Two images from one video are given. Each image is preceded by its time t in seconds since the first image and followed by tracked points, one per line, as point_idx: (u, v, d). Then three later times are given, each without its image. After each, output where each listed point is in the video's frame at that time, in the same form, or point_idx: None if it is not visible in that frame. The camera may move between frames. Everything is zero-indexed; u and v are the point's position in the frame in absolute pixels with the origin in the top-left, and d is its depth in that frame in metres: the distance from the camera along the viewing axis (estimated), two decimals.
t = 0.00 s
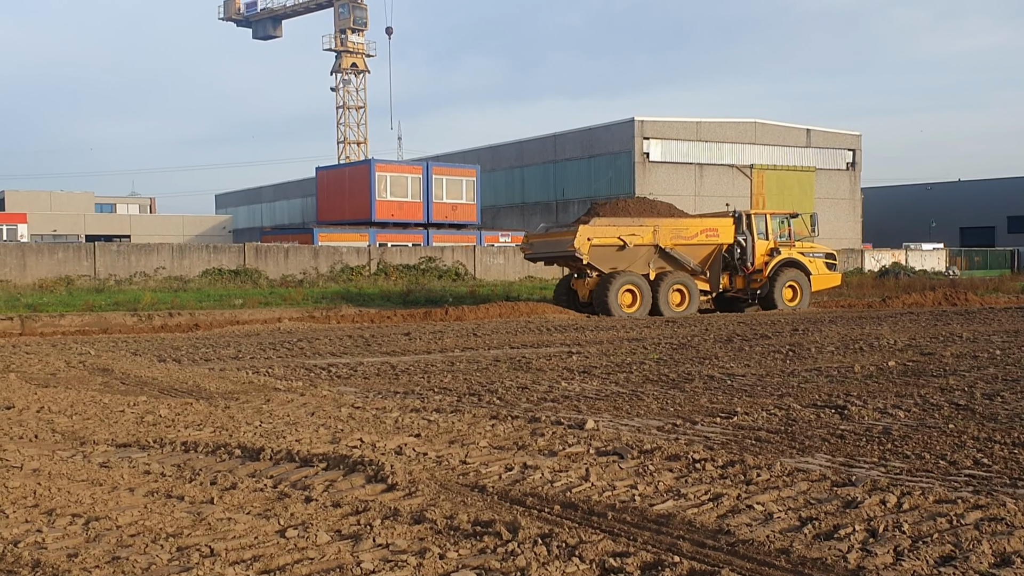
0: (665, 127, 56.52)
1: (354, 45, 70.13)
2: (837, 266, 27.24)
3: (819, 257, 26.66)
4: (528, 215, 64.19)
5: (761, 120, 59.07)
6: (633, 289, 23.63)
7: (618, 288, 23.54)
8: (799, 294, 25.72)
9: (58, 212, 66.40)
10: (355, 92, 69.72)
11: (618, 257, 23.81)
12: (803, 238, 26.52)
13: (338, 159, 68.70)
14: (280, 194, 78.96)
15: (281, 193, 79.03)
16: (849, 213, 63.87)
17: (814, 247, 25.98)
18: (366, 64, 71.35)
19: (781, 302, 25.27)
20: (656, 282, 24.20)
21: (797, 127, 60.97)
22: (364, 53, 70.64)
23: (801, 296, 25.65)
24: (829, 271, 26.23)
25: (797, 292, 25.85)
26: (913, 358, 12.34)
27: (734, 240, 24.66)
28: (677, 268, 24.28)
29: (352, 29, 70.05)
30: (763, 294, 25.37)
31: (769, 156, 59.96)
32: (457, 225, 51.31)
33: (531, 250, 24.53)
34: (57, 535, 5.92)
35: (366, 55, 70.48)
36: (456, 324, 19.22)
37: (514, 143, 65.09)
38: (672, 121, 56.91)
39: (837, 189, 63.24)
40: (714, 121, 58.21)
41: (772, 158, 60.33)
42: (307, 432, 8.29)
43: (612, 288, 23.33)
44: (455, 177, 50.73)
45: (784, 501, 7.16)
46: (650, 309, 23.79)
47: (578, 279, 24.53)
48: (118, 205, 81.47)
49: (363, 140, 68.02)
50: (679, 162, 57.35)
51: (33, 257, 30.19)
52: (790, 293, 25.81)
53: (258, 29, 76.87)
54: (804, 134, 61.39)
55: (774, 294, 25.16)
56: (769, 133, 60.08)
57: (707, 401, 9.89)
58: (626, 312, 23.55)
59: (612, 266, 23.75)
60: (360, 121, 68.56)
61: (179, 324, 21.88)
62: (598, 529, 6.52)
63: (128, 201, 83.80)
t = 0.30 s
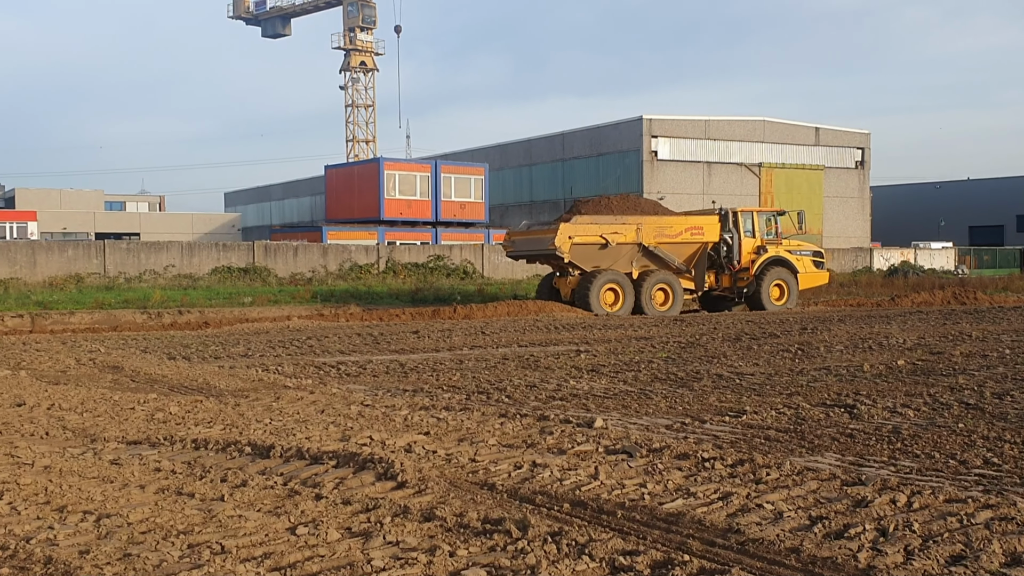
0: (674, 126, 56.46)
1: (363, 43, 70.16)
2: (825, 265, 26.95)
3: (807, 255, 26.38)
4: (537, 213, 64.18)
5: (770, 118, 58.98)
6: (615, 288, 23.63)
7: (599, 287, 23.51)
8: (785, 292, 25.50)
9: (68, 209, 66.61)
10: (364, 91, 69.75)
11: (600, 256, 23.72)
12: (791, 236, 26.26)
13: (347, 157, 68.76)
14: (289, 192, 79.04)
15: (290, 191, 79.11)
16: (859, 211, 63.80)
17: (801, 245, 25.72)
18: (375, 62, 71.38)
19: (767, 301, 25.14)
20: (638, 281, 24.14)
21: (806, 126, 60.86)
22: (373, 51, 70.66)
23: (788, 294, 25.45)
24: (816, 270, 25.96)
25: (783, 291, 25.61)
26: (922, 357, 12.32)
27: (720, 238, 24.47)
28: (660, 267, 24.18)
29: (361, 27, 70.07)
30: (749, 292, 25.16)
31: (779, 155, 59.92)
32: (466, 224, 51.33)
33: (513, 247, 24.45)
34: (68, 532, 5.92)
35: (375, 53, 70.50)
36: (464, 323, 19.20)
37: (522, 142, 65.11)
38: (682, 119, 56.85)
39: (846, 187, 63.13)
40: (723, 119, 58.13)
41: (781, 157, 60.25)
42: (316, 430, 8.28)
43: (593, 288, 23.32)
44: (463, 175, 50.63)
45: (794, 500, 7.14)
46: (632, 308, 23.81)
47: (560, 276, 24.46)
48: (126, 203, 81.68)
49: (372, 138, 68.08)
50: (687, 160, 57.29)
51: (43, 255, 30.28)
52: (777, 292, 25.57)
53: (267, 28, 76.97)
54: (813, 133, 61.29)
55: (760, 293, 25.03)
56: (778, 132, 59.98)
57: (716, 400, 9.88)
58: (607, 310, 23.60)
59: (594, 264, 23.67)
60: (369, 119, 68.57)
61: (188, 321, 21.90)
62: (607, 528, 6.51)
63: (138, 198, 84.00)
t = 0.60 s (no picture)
0: (684, 124, 56.38)
1: (373, 41, 70.20)
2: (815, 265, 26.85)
3: (795, 255, 26.34)
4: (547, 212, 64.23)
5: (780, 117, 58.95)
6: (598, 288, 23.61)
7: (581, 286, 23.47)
8: (774, 293, 25.42)
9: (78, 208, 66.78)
10: (374, 89, 69.77)
11: (583, 254, 23.69)
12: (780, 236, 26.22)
13: (357, 156, 68.81)
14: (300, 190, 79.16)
15: (301, 189, 79.19)
16: (868, 210, 63.72)
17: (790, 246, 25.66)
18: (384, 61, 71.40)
19: (755, 302, 24.92)
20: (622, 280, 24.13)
21: (816, 125, 60.78)
22: (383, 50, 70.70)
23: (775, 295, 25.33)
24: (805, 270, 25.89)
25: (772, 292, 25.45)
26: (933, 357, 12.29)
27: (707, 238, 24.48)
28: (645, 266, 24.19)
29: (371, 26, 70.07)
30: (737, 292, 25.10)
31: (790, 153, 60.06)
32: (475, 223, 51.38)
33: (496, 245, 24.41)
34: (82, 529, 5.93)
35: (385, 53, 70.58)
36: (475, 322, 19.18)
37: (532, 140, 65.15)
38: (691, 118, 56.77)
39: (856, 187, 63.03)
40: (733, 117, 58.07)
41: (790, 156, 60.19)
42: (327, 428, 8.28)
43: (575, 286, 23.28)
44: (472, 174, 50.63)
45: (805, 500, 7.12)
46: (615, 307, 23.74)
47: (543, 274, 24.43)
48: (137, 202, 81.82)
49: (382, 137, 68.14)
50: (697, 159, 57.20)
51: (55, 253, 30.29)
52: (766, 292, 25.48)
53: (277, 26, 77.08)
54: (822, 132, 61.23)
55: (748, 294, 24.82)
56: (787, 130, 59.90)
57: (726, 399, 9.86)
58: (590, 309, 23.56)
59: (577, 263, 23.66)
60: (379, 118, 68.62)
61: (199, 320, 21.92)
62: (619, 527, 6.49)
63: (149, 197, 84.15)
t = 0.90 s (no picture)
0: (694, 123, 56.33)
1: (384, 40, 70.25)
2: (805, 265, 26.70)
3: (785, 255, 26.16)
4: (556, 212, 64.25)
5: (790, 115, 58.93)
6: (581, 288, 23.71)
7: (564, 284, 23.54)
8: (762, 294, 25.28)
9: (88, 208, 67.07)
10: (384, 88, 69.83)
11: (566, 253, 23.53)
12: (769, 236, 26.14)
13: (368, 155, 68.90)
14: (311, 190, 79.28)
15: (312, 189, 79.28)
16: (879, 209, 63.61)
17: (778, 245, 25.57)
18: (395, 59, 71.45)
19: (742, 301, 24.85)
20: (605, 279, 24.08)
21: (826, 123, 60.69)
22: (394, 48, 70.76)
23: (763, 295, 25.19)
24: (793, 269, 25.76)
25: (760, 291, 25.30)
26: (945, 356, 12.26)
27: (694, 236, 24.47)
28: (629, 264, 24.09)
29: (382, 25, 70.06)
30: (724, 292, 25.01)
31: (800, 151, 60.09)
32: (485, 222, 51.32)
33: (478, 243, 24.30)
34: (96, 526, 5.94)
35: (395, 51, 70.69)
36: (485, 320, 19.19)
37: (542, 139, 65.17)
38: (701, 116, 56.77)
39: (867, 184, 62.88)
40: (744, 116, 58.05)
41: (800, 154, 60.16)
42: (339, 425, 8.29)
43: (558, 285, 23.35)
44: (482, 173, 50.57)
45: (817, 499, 7.10)
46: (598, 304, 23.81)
47: (526, 273, 24.30)
48: (150, 200, 82.04)
49: (392, 136, 68.23)
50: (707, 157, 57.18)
51: (68, 251, 30.48)
52: (754, 292, 25.33)
53: (288, 25, 77.25)
54: (833, 130, 61.12)
55: (735, 293, 24.77)
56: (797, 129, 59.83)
57: (737, 398, 9.84)
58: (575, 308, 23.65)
59: (560, 262, 23.57)
60: (389, 116, 68.68)
61: (210, 318, 21.98)
62: (630, 525, 6.48)
63: (161, 195, 84.39)
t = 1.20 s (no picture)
0: (712, 120, 56.15)
1: (403, 39, 70.32)
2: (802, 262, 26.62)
3: (781, 252, 26.14)
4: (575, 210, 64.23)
5: (809, 112, 58.69)
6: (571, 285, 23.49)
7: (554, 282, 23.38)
8: (757, 292, 25.22)
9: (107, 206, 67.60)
10: (403, 87, 69.92)
11: (556, 250, 23.49)
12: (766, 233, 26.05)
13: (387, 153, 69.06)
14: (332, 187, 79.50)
15: (332, 186, 79.49)
16: (898, 206, 63.24)
17: (773, 242, 25.50)
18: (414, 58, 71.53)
19: (737, 300, 24.76)
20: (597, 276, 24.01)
21: (846, 120, 60.35)
22: (413, 47, 70.82)
23: (759, 293, 25.13)
24: (789, 266, 25.70)
25: (755, 289, 25.23)
26: (965, 354, 12.17)
27: (688, 233, 24.37)
28: (621, 262, 24.02)
29: (401, 24, 70.12)
30: (718, 291, 24.91)
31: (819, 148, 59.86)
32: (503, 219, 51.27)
33: (468, 241, 24.29)
34: (119, 522, 6.00)
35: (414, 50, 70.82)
36: (503, 317, 19.19)
37: (561, 137, 65.14)
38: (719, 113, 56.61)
39: (886, 181, 62.53)
40: (762, 113, 57.83)
41: (819, 151, 59.90)
42: (360, 422, 8.33)
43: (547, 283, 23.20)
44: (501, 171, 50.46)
45: (837, 497, 7.08)
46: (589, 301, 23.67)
47: (516, 271, 24.24)
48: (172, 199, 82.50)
49: (412, 135, 68.37)
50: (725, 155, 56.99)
51: (90, 249, 30.73)
52: (749, 290, 25.26)
53: (308, 24, 77.50)
54: (853, 127, 60.77)
55: (730, 291, 24.66)
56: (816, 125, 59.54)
57: (756, 396, 9.82)
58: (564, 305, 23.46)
59: (550, 259, 23.51)
60: (408, 114, 68.78)
61: (230, 315, 22.11)
62: (649, 522, 6.48)
63: (182, 193, 84.88)
